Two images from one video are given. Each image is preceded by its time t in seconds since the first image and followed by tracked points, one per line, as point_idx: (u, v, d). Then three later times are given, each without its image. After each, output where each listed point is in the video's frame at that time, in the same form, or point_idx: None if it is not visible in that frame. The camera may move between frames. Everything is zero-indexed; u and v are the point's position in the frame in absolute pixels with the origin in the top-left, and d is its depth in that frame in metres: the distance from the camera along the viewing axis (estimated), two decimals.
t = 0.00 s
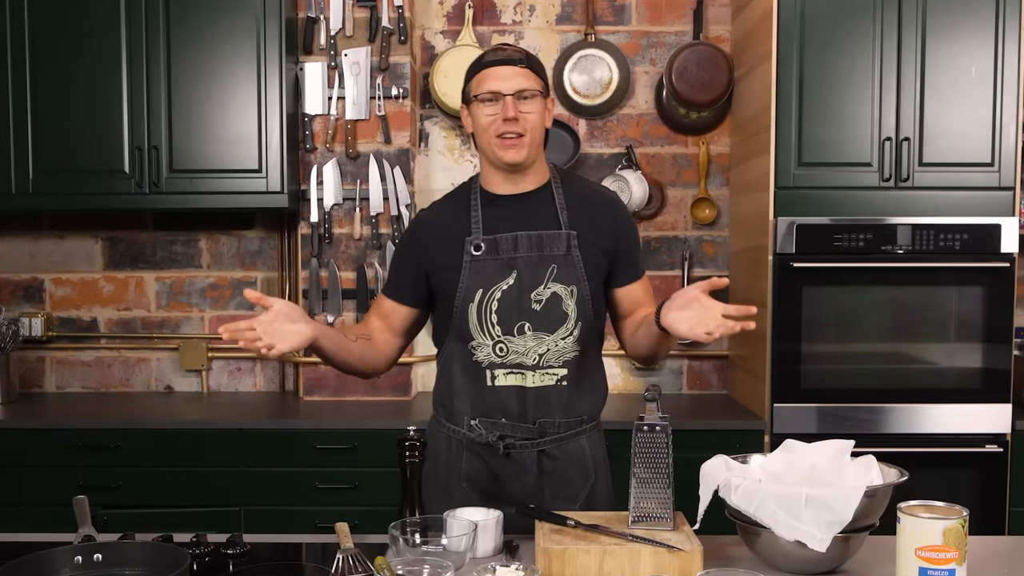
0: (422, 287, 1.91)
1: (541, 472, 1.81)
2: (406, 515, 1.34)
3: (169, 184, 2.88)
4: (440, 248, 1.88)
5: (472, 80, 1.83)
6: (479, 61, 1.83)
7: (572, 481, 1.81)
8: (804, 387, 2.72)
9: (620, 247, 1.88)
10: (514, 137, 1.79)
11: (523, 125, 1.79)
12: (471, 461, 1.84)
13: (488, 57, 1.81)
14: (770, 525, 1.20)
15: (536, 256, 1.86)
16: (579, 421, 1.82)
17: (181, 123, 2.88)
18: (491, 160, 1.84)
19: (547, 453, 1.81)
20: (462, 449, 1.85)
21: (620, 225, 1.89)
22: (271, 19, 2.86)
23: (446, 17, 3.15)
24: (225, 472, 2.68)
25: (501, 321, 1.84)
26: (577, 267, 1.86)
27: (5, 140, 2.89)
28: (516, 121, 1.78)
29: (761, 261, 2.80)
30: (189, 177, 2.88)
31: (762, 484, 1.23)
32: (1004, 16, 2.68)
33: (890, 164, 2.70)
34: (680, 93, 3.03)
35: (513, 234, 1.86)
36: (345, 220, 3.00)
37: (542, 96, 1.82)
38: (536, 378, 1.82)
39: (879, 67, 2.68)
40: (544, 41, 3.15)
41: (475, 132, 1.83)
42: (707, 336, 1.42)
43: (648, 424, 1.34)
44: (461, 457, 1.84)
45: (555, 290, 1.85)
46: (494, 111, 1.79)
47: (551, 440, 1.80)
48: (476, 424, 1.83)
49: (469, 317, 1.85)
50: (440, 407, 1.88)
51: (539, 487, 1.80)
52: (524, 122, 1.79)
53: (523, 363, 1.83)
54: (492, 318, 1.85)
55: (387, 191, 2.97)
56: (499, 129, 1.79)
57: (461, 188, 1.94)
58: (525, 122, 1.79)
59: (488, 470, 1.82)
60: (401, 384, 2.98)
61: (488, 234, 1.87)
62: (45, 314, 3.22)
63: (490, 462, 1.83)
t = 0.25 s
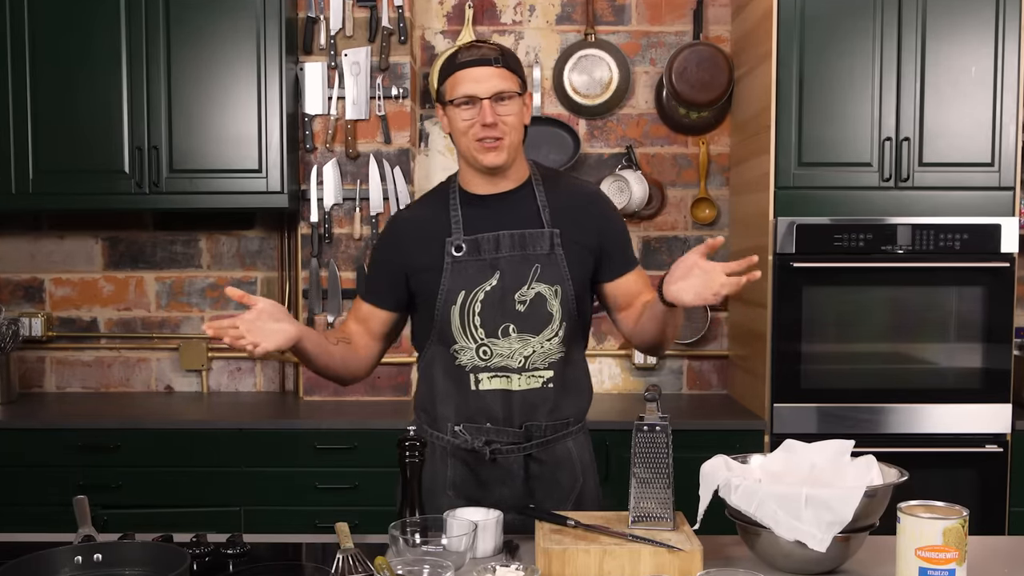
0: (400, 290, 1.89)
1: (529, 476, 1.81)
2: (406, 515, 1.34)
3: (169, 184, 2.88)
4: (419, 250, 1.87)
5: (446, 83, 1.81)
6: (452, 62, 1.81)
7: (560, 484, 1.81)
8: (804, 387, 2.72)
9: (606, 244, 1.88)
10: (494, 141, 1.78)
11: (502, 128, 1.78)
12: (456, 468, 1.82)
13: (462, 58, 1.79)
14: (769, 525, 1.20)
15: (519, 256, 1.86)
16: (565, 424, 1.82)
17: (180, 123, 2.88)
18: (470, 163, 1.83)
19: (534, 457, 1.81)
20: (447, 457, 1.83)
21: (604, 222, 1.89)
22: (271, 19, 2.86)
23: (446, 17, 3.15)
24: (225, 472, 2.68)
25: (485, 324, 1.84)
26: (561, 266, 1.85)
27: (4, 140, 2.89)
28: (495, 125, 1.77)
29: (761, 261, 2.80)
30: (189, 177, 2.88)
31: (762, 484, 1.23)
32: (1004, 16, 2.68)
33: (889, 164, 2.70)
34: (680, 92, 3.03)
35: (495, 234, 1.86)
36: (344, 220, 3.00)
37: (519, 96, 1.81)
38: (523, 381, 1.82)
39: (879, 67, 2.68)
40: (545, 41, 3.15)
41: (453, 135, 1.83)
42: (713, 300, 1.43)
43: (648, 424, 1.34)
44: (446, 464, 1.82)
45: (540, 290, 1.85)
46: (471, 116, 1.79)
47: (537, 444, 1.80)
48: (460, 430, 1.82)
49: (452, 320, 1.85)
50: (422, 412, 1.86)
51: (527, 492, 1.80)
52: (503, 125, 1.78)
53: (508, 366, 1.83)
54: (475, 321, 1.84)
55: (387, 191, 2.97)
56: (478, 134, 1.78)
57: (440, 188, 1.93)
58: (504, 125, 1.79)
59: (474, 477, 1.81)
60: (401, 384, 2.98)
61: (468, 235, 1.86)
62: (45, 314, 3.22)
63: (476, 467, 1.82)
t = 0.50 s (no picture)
0: (384, 292, 1.87)
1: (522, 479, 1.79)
2: (406, 515, 1.34)
3: (169, 184, 2.88)
4: (404, 252, 1.85)
5: (432, 80, 1.79)
6: (437, 58, 1.79)
7: (553, 487, 1.80)
8: (804, 387, 2.72)
9: (594, 245, 1.89)
10: (481, 139, 1.76)
11: (489, 126, 1.76)
12: (447, 475, 1.79)
13: (448, 54, 1.77)
14: (769, 525, 1.20)
15: (509, 256, 1.84)
16: (557, 426, 1.82)
17: (180, 123, 2.88)
18: (457, 162, 1.81)
19: (526, 460, 1.80)
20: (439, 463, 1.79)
21: (592, 223, 1.90)
22: (271, 19, 2.86)
23: (446, 17, 3.15)
24: (225, 472, 2.68)
25: (475, 326, 1.82)
26: (551, 266, 1.85)
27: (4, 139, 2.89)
28: (481, 123, 1.75)
29: (761, 261, 2.80)
30: (189, 177, 2.88)
31: (762, 484, 1.23)
32: (1004, 16, 2.68)
33: (889, 164, 2.70)
34: (680, 92, 3.03)
35: (484, 235, 1.85)
36: (345, 220, 3.00)
37: (507, 93, 1.79)
38: (516, 383, 1.80)
39: (879, 67, 2.68)
40: (544, 41, 3.14)
41: (438, 133, 1.80)
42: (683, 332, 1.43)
43: (648, 424, 1.34)
44: (437, 470, 1.79)
45: (530, 291, 1.84)
46: (457, 113, 1.76)
47: (529, 446, 1.79)
48: (450, 435, 1.80)
49: (441, 322, 1.83)
50: (410, 417, 1.84)
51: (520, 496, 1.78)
52: (490, 122, 1.76)
53: (500, 369, 1.80)
54: (465, 323, 1.82)
55: (387, 191, 2.97)
56: (464, 131, 1.76)
57: (424, 188, 1.92)
58: (491, 122, 1.77)
59: (466, 482, 1.79)
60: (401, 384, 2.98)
61: (455, 235, 1.85)
62: (45, 314, 3.22)
63: (468, 473, 1.79)
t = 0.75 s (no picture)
0: (379, 293, 1.87)
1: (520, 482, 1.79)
2: (406, 515, 1.34)
3: (169, 184, 2.88)
4: (399, 253, 1.85)
5: (423, 79, 1.79)
6: (428, 58, 1.79)
7: (551, 488, 1.81)
8: (804, 387, 2.72)
9: (591, 243, 1.90)
10: (473, 138, 1.76)
11: (481, 124, 1.76)
12: (445, 478, 1.79)
13: (439, 53, 1.77)
14: (769, 525, 1.20)
15: (505, 256, 1.84)
16: (555, 427, 1.82)
17: (180, 123, 2.88)
18: (449, 161, 1.81)
19: (525, 462, 1.80)
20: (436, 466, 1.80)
21: (588, 220, 1.90)
22: (270, 19, 2.86)
23: (446, 17, 3.15)
24: (225, 472, 2.68)
25: (472, 328, 1.82)
26: (547, 266, 1.85)
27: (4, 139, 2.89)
28: (473, 121, 1.75)
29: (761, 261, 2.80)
30: (189, 176, 2.88)
31: (762, 484, 1.23)
32: (1004, 16, 2.68)
33: (889, 164, 2.70)
34: (680, 92, 3.03)
35: (479, 235, 1.84)
36: (345, 220, 3.01)
37: (499, 91, 1.79)
38: (514, 386, 1.80)
39: (879, 67, 2.68)
40: (545, 41, 3.14)
41: (430, 133, 1.80)
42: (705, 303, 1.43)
43: (648, 424, 1.34)
44: (434, 473, 1.79)
45: (527, 292, 1.84)
46: (449, 112, 1.76)
47: (528, 449, 1.79)
48: (448, 438, 1.80)
49: (437, 324, 1.82)
50: (408, 420, 1.84)
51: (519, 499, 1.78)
52: (482, 121, 1.76)
53: (498, 372, 1.80)
54: (462, 325, 1.82)
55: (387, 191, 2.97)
56: (456, 130, 1.76)
57: (417, 187, 1.92)
58: (484, 121, 1.76)
59: (465, 485, 1.78)
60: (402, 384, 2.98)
61: (449, 237, 1.85)
62: (45, 314, 3.22)
63: (466, 476, 1.79)
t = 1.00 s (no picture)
0: (377, 294, 1.87)
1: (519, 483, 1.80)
2: (406, 515, 1.34)
3: (169, 184, 2.88)
4: (396, 255, 1.85)
5: (417, 78, 1.79)
6: (421, 57, 1.79)
7: (550, 488, 1.81)
8: (804, 387, 2.72)
9: (589, 242, 1.90)
10: (469, 136, 1.76)
11: (476, 123, 1.75)
12: (443, 479, 1.79)
13: (432, 52, 1.77)
14: (769, 525, 1.20)
15: (502, 257, 1.84)
16: (553, 428, 1.82)
17: (180, 123, 2.88)
18: (445, 160, 1.81)
19: (524, 463, 1.80)
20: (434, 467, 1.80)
21: (585, 219, 1.90)
22: (271, 18, 2.86)
23: (446, 17, 3.15)
24: (225, 472, 2.68)
25: (469, 329, 1.82)
26: (544, 266, 1.85)
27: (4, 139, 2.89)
28: (468, 120, 1.75)
29: (761, 261, 2.80)
30: (189, 176, 2.88)
31: (762, 484, 1.23)
32: (1004, 16, 2.68)
33: (889, 164, 2.70)
34: (680, 92, 3.03)
35: (476, 235, 1.84)
36: (345, 220, 3.01)
37: (494, 90, 1.79)
38: (511, 386, 1.80)
39: (879, 67, 2.68)
40: (545, 41, 3.14)
41: (425, 133, 1.80)
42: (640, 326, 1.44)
43: (648, 424, 1.34)
44: (433, 474, 1.79)
45: (525, 292, 1.83)
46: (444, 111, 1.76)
47: (527, 450, 1.79)
48: (446, 440, 1.80)
49: (434, 326, 1.83)
50: (407, 421, 1.84)
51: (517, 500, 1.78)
52: (477, 120, 1.76)
53: (495, 373, 1.80)
54: (459, 326, 1.82)
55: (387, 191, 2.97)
56: (451, 129, 1.75)
57: (415, 188, 1.92)
58: (479, 120, 1.76)
59: (463, 486, 1.79)
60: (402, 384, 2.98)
61: (446, 237, 1.84)
62: (45, 314, 3.22)
63: (464, 477, 1.79)
